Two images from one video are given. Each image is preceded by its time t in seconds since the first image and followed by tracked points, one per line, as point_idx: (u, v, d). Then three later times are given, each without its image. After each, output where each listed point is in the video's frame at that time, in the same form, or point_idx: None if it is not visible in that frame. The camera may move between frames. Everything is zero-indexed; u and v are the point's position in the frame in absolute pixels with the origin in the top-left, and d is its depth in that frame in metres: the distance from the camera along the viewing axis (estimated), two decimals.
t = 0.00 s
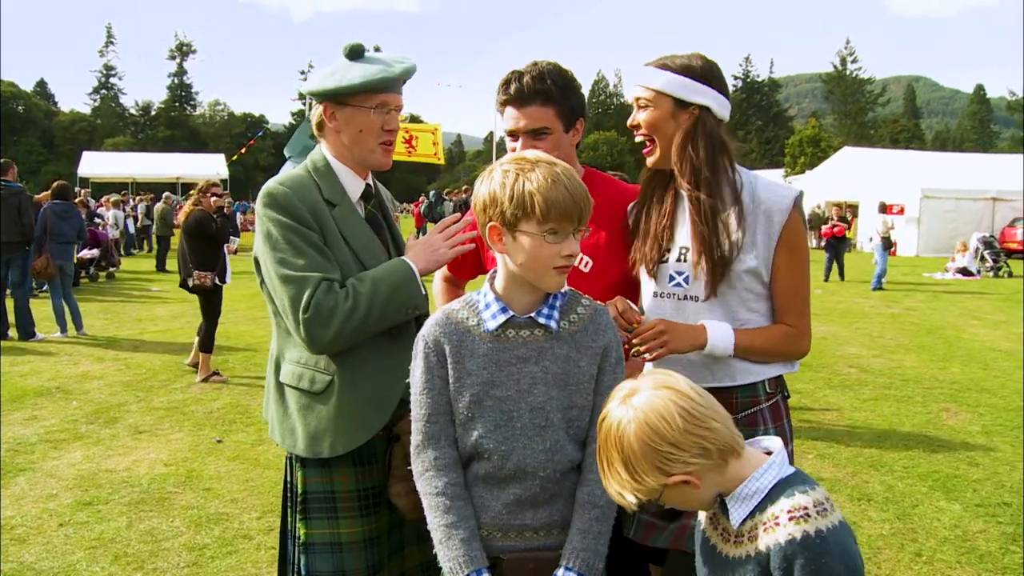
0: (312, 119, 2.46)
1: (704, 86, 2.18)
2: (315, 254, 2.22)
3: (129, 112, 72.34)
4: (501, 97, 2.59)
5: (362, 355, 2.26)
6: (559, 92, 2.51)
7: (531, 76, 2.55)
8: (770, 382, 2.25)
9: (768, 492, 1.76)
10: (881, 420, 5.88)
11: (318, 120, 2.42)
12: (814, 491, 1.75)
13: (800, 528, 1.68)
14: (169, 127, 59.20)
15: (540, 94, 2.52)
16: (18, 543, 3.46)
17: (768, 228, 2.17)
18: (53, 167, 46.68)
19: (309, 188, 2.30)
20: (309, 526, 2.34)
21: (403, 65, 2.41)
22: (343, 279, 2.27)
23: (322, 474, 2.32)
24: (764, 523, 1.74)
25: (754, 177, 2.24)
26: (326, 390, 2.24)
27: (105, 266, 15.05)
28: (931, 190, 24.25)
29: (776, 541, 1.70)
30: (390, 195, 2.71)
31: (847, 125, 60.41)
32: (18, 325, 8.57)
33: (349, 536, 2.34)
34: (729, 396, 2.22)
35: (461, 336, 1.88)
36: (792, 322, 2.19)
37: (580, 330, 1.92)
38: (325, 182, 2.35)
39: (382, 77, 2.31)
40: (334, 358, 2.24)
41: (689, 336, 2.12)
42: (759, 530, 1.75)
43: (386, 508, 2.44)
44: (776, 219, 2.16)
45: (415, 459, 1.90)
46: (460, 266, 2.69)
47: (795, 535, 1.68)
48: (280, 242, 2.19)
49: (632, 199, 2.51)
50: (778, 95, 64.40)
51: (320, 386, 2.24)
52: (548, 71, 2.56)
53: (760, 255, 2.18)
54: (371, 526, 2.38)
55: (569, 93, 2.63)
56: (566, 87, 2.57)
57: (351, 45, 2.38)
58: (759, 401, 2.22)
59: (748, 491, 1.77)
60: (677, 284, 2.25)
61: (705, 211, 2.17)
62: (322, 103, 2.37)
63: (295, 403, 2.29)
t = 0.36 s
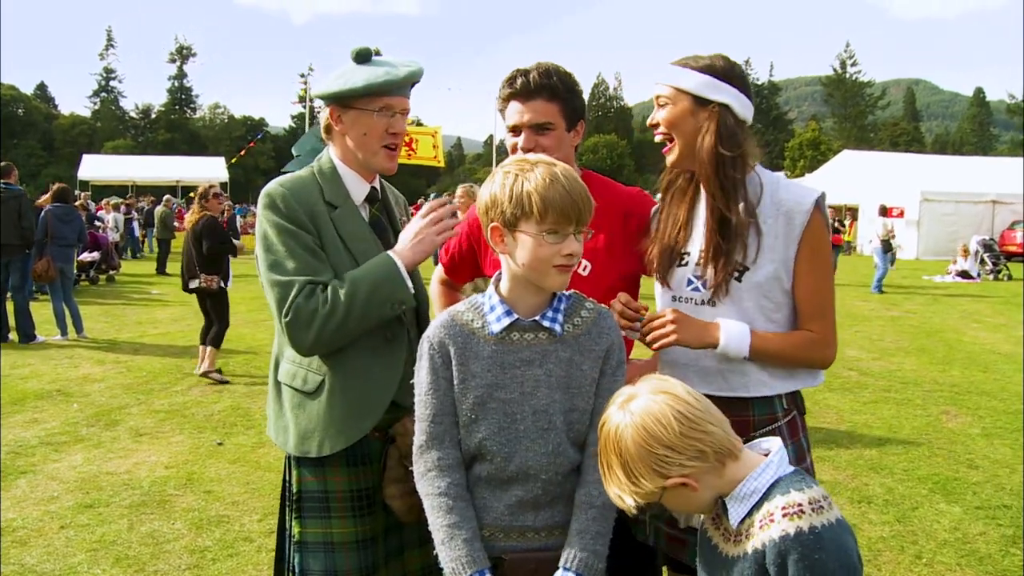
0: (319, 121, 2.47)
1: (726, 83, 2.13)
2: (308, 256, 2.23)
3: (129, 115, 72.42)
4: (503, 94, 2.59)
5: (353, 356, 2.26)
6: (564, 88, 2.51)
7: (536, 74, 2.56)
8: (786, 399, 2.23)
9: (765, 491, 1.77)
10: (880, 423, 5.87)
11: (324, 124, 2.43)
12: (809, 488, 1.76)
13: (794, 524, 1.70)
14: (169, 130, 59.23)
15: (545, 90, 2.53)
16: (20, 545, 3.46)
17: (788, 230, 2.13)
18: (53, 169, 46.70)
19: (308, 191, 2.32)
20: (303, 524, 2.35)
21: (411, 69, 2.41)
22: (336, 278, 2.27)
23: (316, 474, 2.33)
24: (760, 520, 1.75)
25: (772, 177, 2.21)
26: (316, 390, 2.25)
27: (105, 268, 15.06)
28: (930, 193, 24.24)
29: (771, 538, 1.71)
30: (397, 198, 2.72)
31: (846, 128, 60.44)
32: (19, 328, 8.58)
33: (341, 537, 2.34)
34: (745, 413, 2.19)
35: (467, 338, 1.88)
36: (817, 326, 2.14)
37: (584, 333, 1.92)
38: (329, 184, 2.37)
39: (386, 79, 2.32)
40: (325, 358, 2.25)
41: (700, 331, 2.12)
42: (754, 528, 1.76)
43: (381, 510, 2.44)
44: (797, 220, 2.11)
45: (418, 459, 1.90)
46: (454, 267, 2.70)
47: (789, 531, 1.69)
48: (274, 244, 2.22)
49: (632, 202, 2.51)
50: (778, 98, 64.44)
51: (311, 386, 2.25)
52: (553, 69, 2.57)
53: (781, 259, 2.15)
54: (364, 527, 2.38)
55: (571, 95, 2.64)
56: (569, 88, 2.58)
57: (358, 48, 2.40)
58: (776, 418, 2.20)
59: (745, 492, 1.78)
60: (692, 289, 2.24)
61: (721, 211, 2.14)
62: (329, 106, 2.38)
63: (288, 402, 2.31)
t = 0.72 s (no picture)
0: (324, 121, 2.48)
1: (736, 90, 2.07)
2: (308, 256, 2.23)
3: (131, 117, 72.56)
4: (503, 97, 2.59)
5: (352, 354, 2.27)
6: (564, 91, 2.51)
7: (536, 76, 2.56)
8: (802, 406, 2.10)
9: (768, 487, 1.77)
10: (883, 423, 5.86)
11: (329, 125, 2.44)
12: (812, 483, 1.76)
13: (795, 517, 1.70)
14: (172, 131, 59.31)
15: (547, 93, 2.52)
16: (24, 545, 3.48)
17: (800, 233, 2.00)
18: (56, 170, 46.78)
19: (310, 191, 2.33)
20: (306, 523, 2.36)
21: (416, 71, 2.41)
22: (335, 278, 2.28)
23: (318, 473, 2.34)
24: (763, 514, 1.75)
25: (795, 174, 2.07)
26: (317, 389, 2.27)
27: (108, 269, 15.10)
28: (933, 193, 24.17)
29: (773, 532, 1.72)
30: (400, 198, 2.72)
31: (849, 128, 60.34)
32: (23, 329, 8.61)
33: (343, 536, 2.35)
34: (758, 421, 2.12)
35: (472, 339, 1.89)
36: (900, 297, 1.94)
37: (590, 333, 1.93)
38: (332, 185, 2.38)
39: (392, 82, 2.33)
40: (326, 357, 2.26)
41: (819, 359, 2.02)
42: (758, 523, 1.76)
43: (383, 509, 2.44)
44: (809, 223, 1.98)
45: (425, 459, 1.91)
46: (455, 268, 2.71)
47: (790, 525, 1.70)
48: (275, 246, 2.23)
49: (633, 203, 2.50)
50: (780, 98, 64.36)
51: (312, 385, 2.27)
52: (554, 71, 2.57)
53: (799, 264, 2.02)
54: (366, 526, 2.38)
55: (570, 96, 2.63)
56: (570, 88, 2.58)
57: (364, 49, 2.40)
58: (788, 428, 2.09)
59: (751, 488, 1.78)
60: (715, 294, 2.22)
61: (737, 225, 2.04)
62: (334, 108, 2.38)
63: (291, 401, 2.33)
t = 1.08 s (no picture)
0: (327, 122, 2.47)
1: (743, 90, 2.07)
2: (313, 257, 2.23)
3: (132, 116, 72.60)
4: (499, 99, 2.58)
5: (357, 356, 2.27)
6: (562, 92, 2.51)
7: (533, 78, 2.55)
8: (787, 406, 2.12)
9: (770, 484, 1.77)
10: (883, 422, 5.85)
11: (333, 124, 2.43)
12: (814, 481, 1.76)
13: (797, 514, 1.70)
14: (173, 131, 59.35)
15: (543, 94, 2.52)
16: (25, 544, 3.48)
17: (799, 233, 2.02)
18: (57, 169, 46.78)
19: (315, 192, 2.33)
20: (309, 522, 2.36)
21: (422, 73, 2.42)
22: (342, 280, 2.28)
23: (322, 473, 2.33)
24: (764, 511, 1.75)
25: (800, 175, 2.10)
26: (322, 390, 2.26)
27: (109, 269, 15.11)
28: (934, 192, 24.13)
29: (775, 529, 1.72)
30: (400, 199, 2.72)
31: (849, 127, 60.29)
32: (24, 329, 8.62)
33: (347, 535, 2.35)
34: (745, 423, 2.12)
35: (471, 339, 1.89)
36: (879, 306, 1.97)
37: (589, 333, 1.93)
38: (336, 185, 2.38)
39: (400, 84, 2.33)
40: (330, 358, 2.26)
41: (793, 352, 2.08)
42: (759, 520, 1.76)
43: (386, 508, 2.45)
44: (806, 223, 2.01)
45: (424, 460, 1.91)
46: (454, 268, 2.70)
47: (792, 521, 1.70)
48: (280, 247, 2.22)
49: (632, 203, 2.50)
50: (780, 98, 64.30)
51: (317, 387, 2.27)
52: (549, 72, 2.56)
53: (797, 267, 2.04)
54: (370, 525, 2.38)
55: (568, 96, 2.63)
56: (567, 88, 2.58)
57: (369, 49, 2.40)
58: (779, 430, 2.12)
59: (752, 485, 1.78)
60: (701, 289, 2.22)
61: (754, 235, 2.02)
62: (339, 108, 2.37)
63: (295, 401, 2.32)
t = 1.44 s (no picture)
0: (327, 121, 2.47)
1: (707, 96, 2.11)
2: (312, 257, 2.24)
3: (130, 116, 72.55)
4: (496, 103, 2.58)
5: (354, 355, 2.28)
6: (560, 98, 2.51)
7: (528, 83, 2.55)
8: (767, 403, 2.15)
9: (773, 484, 1.78)
10: (880, 422, 5.86)
11: (333, 124, 2.43)
12: (817, 481, 1.77)
13: (800, 514, 1.71)
14: (171, 131, 59.34)
15: (539, 101, 2.52)
16: (23, 544, 3.49)
17: (766, 231, 2.06)
18: (55, 169, 46.67)
19: (313, 192, 2.33)
20: (307, 522, 2.37)
21: (423, 73, 2.42)
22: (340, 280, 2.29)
23: (320, 473, 2.34)
24: (766, 510, 1.76)
25: (767, 175, 2.13)
26: (320, 390, 2.27)
27: (107, 269, 15.11)
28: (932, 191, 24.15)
29: (778, 527, 1.73)
30: (400, 201, 2.73)
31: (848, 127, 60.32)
32: (22, 329, 8.66)
33: (345, 535, 2.35)
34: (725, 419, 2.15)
35: (465, 336, 1.90)
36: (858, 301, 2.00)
37: (582, 333, 1.93)
38: (334, 184, 2.38)
39: (400, 84, 2.33)
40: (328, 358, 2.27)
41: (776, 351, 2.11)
42: (761, 519, 1.77)
43: (385, 508, 2.46)
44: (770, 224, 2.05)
45: (418, 455, 1.93)
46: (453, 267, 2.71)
47: (795, 521, 1.71)
48: (278, 247, 2.22)
49: (630, 203, 2.52)
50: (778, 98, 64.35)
51: (315, 386, 2.27)
52: (546, 76, 2.55)
53: (764, 265, 2.07)
54: (368, 525, 2.39)
55: (566, 97, 2.62)
56: (564, 92, 2.58)
57: (371, 50, 2.41)
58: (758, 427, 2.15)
59: (754, 484, 1.79)
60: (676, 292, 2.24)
61: (705, 241, 2.09)
62: (338, 107, 2.37)
63: (292, 401, 2.33)
